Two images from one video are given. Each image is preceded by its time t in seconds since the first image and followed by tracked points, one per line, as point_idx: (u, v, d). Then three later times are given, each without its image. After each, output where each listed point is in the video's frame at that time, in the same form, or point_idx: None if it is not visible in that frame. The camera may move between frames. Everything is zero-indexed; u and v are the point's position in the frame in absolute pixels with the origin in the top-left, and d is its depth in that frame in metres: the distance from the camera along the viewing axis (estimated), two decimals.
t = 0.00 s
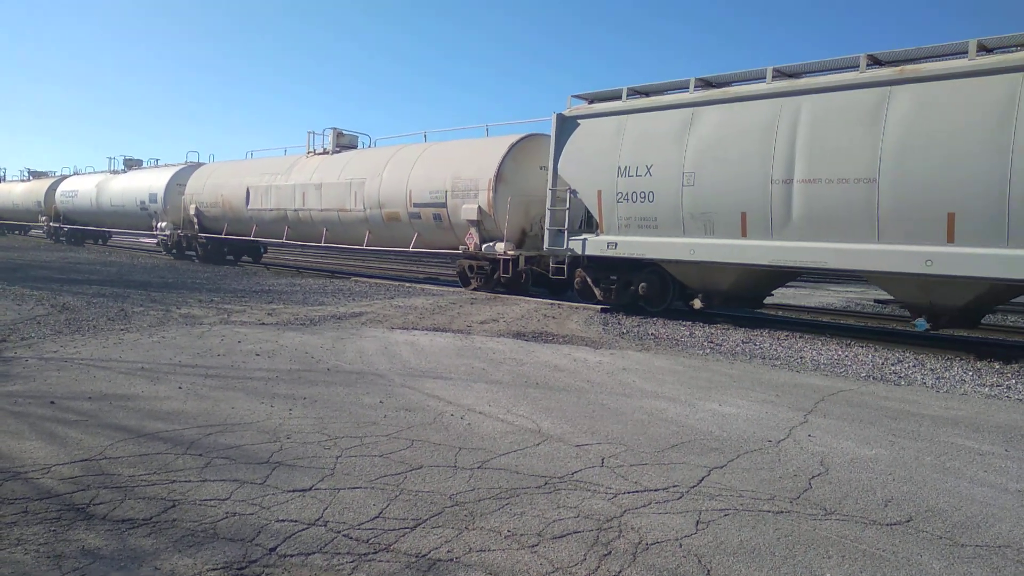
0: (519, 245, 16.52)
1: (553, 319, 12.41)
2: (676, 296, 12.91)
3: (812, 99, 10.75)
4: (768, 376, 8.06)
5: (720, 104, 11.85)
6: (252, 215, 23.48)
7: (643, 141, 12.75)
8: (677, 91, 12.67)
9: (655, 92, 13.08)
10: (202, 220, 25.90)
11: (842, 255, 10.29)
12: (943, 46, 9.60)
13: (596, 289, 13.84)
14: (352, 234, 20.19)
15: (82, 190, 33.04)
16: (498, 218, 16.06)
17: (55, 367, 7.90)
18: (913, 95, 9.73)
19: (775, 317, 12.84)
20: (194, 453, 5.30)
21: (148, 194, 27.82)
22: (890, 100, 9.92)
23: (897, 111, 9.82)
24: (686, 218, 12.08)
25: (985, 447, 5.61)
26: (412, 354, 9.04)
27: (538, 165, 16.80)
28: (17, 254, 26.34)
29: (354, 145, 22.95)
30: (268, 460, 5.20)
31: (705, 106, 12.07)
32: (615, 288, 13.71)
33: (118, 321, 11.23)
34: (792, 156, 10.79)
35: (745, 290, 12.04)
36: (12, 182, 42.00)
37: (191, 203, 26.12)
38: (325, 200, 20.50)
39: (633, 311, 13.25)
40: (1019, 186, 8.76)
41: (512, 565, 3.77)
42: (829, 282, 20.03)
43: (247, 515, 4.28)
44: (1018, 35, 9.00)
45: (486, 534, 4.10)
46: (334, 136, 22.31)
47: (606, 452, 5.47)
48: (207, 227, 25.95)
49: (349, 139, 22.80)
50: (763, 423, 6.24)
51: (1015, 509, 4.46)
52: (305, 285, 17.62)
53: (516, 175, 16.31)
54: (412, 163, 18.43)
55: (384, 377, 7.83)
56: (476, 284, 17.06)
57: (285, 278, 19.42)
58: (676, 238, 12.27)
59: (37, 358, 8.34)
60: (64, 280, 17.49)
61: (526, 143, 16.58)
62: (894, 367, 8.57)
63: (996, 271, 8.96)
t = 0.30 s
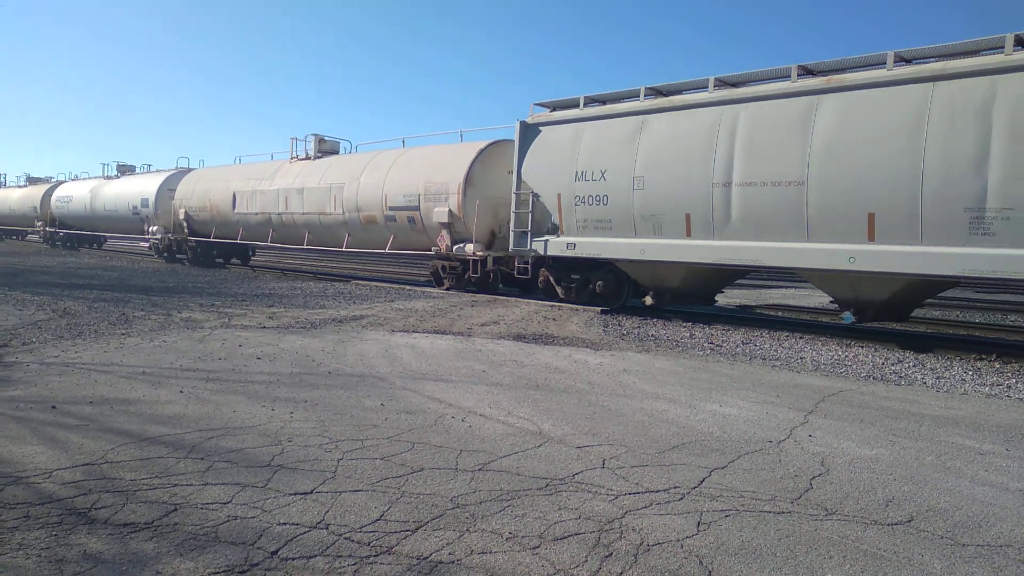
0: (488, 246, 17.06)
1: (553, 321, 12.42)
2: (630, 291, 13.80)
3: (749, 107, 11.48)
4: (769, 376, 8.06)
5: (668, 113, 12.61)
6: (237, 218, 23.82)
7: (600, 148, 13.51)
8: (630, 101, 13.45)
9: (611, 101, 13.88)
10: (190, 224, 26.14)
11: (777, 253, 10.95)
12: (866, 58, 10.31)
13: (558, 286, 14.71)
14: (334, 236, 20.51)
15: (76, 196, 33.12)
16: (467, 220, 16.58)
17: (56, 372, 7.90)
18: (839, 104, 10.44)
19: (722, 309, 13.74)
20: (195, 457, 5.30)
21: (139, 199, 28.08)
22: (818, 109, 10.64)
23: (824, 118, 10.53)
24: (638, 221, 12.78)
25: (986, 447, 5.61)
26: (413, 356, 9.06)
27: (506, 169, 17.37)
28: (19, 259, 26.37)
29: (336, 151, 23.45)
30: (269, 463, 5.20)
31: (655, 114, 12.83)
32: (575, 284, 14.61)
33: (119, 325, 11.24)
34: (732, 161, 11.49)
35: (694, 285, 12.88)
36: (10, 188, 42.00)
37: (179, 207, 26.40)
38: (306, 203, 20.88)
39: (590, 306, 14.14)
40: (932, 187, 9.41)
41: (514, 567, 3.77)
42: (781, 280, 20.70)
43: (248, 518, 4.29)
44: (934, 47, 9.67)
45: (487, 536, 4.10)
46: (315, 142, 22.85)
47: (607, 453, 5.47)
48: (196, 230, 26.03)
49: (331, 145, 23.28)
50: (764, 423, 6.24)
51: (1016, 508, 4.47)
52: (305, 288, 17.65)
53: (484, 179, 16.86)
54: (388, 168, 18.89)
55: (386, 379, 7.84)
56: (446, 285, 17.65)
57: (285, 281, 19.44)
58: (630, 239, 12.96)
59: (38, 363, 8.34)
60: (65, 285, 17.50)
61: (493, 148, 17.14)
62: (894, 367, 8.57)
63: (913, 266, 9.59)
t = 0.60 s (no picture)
0: (459, 244, 17.23)
1: (552, 319, 12.43)
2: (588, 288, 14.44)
3: (694, 112, 12.11)
4: (768, 376, 8.05)
5: (622, 116, 13.21)
6: (224, 214, 24.00)
7: (559, 149, 14.10)
8: (588, 105, 14.08)
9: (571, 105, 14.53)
10: (179, 218, 26.25)
11: (715, 250, 11.57)
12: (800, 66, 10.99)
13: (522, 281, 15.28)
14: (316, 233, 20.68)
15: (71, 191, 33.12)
16: (438, 218, 16.76)
17: (54, 367, 7.88)
18: (775, 109, 11.09)
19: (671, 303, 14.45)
20: (193, 454, 5.29)
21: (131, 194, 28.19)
22: (757, 115, 11.27)
23: (762, 123, 11.16)
24: (594, 219, 13.36)
25: (983, 448, 5.62)
26: (412, 354, 9.05)
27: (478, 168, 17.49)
28: (17, 254, 26.31)
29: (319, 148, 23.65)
30: (267, 460, 5.20)
31: (610, 118, 13.44)
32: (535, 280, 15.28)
33: (117, 321, 11.22)
34: (679, 163, 12.09)
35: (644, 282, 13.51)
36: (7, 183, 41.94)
37: (168, 203, 26.50)
38: (288, 199, 21.03)
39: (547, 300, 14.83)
40: (858, 188, 10.06)
41: (512, 565, 3.77)
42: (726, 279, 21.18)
43: (246, 515, 4.29)
44: (863, 56, 10.33)
45: (485, 534, 4.10)
46: (299, 140, 23.04)
47: (605, 452, 5.47)
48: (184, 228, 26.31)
49: (313, 143, 23.49)
50: (762, 423, 6.23)
51: (1013, 509, 4.47)
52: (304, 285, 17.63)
53: (455, 178, 16.99)
54: (366, 165, 19.04)
55: (384, 377, 7.83)
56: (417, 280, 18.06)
57: (284, 278, 19.42)
58: (587, 237, 13.53)
59: (36, 358, 8.34)
60: (64, 280, 17.47)
61: (466, 148, 17.29)
62: (892, 367, 8.58)
63: (841, 263, 10.26)
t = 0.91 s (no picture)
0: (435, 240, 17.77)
1: (553, 318, 12.43)
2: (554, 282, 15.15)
3: (647, 116, 12.84)
4: (769, 375, 8.05)
5: (582, 120, 13.93)
6: (213, 212, 24.45)
7: (525, 150, 14.81)
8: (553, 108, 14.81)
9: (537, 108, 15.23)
10: (169, 216, 26.61)
11: (664, 247, 12.34)
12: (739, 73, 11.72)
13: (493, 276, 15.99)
14: (300, 230, 21.17)
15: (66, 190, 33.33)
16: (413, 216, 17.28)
17: (56, 365, 7.89)
18: (719, 114, 11.79)
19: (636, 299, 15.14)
20: (195, 452, 5.30)
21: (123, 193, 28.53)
22: (703, 119, 11.98)
23: (708, 127, 11.87)
24: (556, 218, 14.11)
25: (985, 446, 5.61)
26: (413, 352, 9.06)
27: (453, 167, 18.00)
28: (18, 252, 26.33)
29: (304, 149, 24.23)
30: (269, 458, 5.20)
31: (571, 121, 14.16)
32: (505, 275, 16.00)
33: (119, 319, 11.23)
34: (632, 165, 12.83)
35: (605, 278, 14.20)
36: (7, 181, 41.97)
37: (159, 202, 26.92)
38: (273, 198, 21.49)
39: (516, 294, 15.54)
40: (791, 189, 10.77)
41: (513, 563, 3.77)
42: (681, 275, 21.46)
43: (247, 513, 4.29)
44: (800, 64, 11.00)
45: (486, 533, 4.10)
46: (284, 140, 23.53)
47: (606, 451, 5.47)
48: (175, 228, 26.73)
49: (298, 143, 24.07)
50: (764, 422, 6.22)
51: (1016, 507, 4.47)
52: (305, 283, 17.64)
53: (430, 176, 17.51)
54: (346, 165, 19.54)
55: (386, 375, 7.83)
56: (397, 276, 18.73)
57: (286, 276, 19.41)
58: (550, 235, 14.29)
59: (38, 356, 8.35)
60: (66, 278, 17.46)
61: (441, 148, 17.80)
62: (894, 366, 8.56)
63: (777, 259, 10.98)
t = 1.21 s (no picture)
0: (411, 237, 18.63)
1: (553, 316, 12.44)
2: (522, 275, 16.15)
3: (605, 119, 13.76)
4: (769, 373, 8.04)
5: (546, 123, 14.84)
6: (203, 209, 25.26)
7: (494, 152, 15.72)
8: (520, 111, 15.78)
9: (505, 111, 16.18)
10: (161, 214, 27.38)
11: (619, 243, 13.25)
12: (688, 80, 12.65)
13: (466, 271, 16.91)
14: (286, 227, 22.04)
15: (62, 188, 33.76)
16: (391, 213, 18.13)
17: (57, 362, 7.90)
18: (669, 118, 12.73)
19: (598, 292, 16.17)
20: (196, 449, 5.30)
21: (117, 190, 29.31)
22: (655, 122, 12.92)
23: (658, 130, 12.81)
24: (522, 215, 15.03)
25: (986, 445, 5.61)
26: (414, 350, 9.06)
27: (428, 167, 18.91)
28: (18, 250, 26.35)
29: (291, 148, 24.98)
30: (269, 456, 5.20)
31: (536, 123, 15.07)
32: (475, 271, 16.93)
33: (120, 317, 11.26)
34: (591, 166, 13.74)
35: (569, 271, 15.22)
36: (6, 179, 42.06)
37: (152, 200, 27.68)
38: (259, 196, 22.35)
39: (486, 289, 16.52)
40: (732, 189, 11.67)
41: (513, 561, 3.78)
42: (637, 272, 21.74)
43: (248, 510, 4.30)
44: (741, 72, 11.94)
45: (487, 531, 4.10)
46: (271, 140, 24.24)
47: (606, 449, 5.48)
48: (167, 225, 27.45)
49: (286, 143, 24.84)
50: (764, 421, 6.22)
51: (1015, 506, 4.47)
52: (306, 281, 17.64)
53: (406, 176, 18.39)
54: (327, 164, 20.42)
55: (386, 373, 7.83)
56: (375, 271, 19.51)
57: (286, 274, 19.41)
58: (517, 231, 15.19)
59: (38, 354, 8.36)
60: (67, 276, 17.45)
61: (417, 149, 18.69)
62: (895, 365, 8.55)
63: (720, 255, 11.88)
